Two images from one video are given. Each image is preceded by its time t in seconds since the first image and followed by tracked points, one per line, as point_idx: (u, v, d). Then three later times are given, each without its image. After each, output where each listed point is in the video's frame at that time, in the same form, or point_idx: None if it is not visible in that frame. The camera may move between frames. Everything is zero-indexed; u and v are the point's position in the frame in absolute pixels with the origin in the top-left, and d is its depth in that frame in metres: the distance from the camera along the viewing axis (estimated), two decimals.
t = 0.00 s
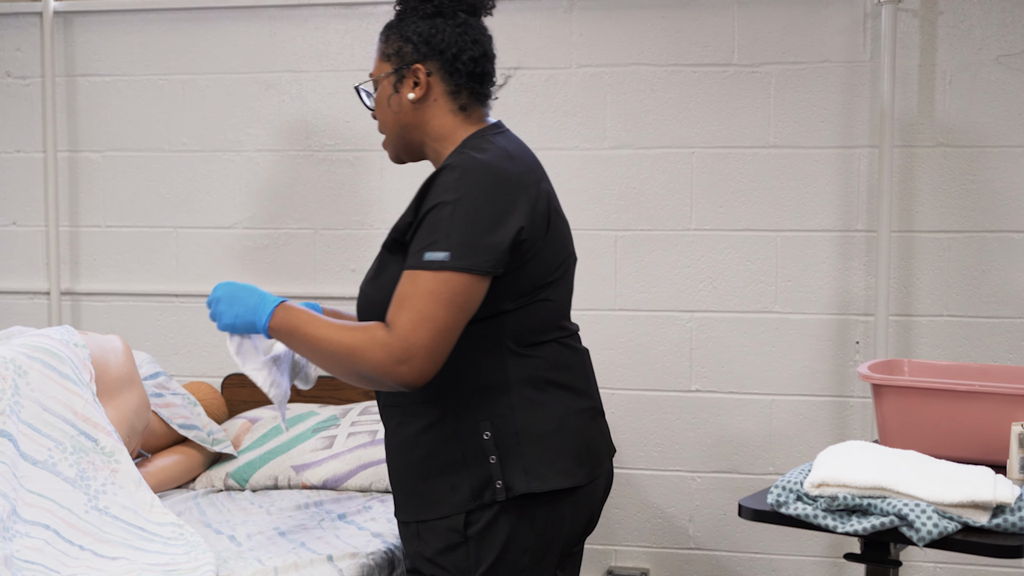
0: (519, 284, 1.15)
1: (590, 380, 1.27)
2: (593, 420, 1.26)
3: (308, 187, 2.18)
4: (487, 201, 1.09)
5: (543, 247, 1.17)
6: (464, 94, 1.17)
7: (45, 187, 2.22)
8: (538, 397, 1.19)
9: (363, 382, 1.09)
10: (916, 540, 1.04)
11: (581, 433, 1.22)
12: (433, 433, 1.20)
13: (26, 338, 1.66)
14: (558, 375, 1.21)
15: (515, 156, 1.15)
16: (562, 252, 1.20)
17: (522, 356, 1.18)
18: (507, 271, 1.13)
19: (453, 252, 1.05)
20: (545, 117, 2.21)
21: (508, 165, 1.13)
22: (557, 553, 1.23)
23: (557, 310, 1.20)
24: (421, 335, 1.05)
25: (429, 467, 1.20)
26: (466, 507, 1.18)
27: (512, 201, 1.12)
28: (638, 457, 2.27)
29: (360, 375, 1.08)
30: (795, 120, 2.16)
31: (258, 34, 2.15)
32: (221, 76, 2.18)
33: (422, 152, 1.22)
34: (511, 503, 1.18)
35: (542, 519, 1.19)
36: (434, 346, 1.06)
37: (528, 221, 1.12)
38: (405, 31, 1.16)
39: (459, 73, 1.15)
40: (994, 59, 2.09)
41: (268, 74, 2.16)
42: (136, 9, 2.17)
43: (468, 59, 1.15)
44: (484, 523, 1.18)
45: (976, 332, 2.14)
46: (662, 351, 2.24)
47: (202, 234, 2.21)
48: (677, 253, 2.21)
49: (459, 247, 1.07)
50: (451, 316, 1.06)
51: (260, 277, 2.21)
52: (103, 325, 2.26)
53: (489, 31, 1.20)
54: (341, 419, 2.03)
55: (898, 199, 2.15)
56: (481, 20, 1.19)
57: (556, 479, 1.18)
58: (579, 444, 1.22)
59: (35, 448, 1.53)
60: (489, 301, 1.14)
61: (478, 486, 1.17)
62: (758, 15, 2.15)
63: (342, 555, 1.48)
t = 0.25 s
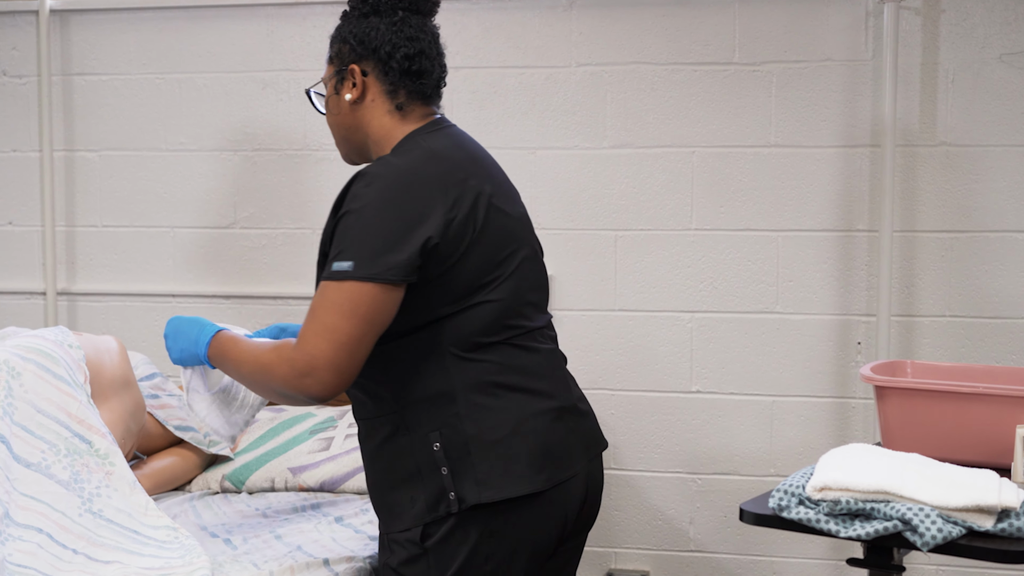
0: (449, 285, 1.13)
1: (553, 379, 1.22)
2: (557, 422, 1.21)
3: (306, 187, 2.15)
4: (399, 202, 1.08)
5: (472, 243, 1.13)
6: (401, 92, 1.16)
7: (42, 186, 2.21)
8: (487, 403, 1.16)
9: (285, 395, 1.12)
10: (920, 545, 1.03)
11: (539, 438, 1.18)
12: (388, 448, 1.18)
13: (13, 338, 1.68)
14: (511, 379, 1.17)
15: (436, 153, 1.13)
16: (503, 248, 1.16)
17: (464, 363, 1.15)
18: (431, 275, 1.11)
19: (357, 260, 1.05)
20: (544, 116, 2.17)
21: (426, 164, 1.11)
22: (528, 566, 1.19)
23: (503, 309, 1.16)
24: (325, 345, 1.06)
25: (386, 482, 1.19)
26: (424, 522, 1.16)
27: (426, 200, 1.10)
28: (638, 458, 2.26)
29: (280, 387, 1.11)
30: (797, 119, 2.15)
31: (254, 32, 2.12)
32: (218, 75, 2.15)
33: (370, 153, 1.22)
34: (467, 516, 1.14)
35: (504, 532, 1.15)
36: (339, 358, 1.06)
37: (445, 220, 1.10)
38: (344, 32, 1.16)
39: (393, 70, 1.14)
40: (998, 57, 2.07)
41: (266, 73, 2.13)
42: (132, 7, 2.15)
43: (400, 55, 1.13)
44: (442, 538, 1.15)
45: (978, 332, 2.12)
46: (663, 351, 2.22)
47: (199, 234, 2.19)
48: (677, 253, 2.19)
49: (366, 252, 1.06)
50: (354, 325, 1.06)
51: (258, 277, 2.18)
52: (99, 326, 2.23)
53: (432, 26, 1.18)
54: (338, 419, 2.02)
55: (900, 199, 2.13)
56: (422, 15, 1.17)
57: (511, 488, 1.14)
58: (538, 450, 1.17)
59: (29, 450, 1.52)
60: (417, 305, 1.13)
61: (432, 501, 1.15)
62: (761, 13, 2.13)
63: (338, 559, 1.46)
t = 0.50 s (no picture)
0: (406, 282, 1.16)
1: (524, 373, 1.24)
2: (527, 415, 1.22)
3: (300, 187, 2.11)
4: (346, 202, 1.12)
5: (428, 241, 1.16)
6: (365, 102, 1.21)
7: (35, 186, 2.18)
8: (453, 399, 1.18)
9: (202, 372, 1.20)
10: (919, 555, 1.01)
11: (508, 432, 1.20)
12: (362, 449, 1.22)
13: None
14: (476, 373, 1.19)
15: (390, 154, 1.17)
16: (463, 244, 1.19)
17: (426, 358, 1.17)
18: (383, 272, 1.15)
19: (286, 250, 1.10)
20: (541, 115, 2.14)
21: (376, 167, 1.15)
22: (507, 559, 1.21)
23: (466, 304, 1.18)
24: (237, 330, 1.12)
25: (363, 482, 1.22)
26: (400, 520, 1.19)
27: (374, 199, 1.14)
28: (635, 462, 2.23)
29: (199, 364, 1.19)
30: (795, 119, 2.13)
31: (248, 31, 2.10)
32: (212, 75, 2.13)
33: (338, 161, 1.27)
34: (440, 512, 1.17)
35: (477, 525, 1.18)
36: (249, 344, 1.12)
37: (394, 218, 1.14)
38: (314, 45, 1.22)
39: (357, 81, 1.20)
40: (998, 56, 2.05)
41: (260, 73, 2.11)
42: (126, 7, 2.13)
43: (362, 67, 1.19)
44: (419, 536, 1.18)
45: (979, 334, 2.10)
46: (660, 353, 2.20)
47: (192, 234, 2.17)
48: (675, 254, 2.18)
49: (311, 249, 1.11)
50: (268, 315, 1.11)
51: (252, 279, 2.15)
52: (92, 328, 2.21)
53: (397, 38, 1.23)
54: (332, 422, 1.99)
55: (900, 199, 2.11)
56: (387, 28, 1.22)
57: (480, 482, 1.16)
58: (507, 442, 1.19)
59: (15, 455, 1.49)
60: (376, 303, 1.16)
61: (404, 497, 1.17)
62: (759, 11, 2.12)
63: (328, 567, 1.47)
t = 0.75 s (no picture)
0: (386, 278, 1.27)
1: (505, 366, 1.32)
2: (508, 404, 1.30)
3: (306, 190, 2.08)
4: (326, 202, 1.25)
5: (407, 241, 1.27)
6: (362, 119, 1.33)
7: (38, 190, 2.16)
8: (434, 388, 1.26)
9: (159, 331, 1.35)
10: (930, 568, 0.99)
11: (488, 418, 1.27)
12: (351, 436, 1.30)
13: None
14: (455, 364, 1.28)
15: (372, 161, 1.29)
16: (439, 237, 1.29)
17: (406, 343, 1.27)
18: (364, 262, 1.27)
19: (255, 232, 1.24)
20: (548, 117, 2.11)
21: (355, 168, 1.28)
22: (492, 543, 1.27)
23: (444, 298, 1.27)
24: (197, 295, 1.28)
25: (354, 472, 1.30)
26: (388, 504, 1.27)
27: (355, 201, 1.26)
28: (643, 467, 2.21)
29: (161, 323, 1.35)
30: (804, 121, 2.11)
31: (252, 33, 2.08)
32: (217, 77, 2.10)
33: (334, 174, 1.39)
34: (424, 493, 1.25)
35: (460, 507, 1.25)
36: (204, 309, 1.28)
37: (371, 212, 1.26)
38: (315, 67, 1.34)
39: (354, 100, 1.32)
40: (1010, 58, 2.03)
41: (265, 75, 2.08)
42: (130, 9, 2.11)
43: (359, 88, 1.31)
44: (409, 518, 1.26)
45: (991, 339, 2.08)
46: (668, 358, 2.18)
47: (197, 239, 2.14)
48: (683, 258, 2.16)
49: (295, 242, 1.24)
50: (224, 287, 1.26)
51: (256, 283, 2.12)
52: (98, 332, 2.18)
53: (393, 60, 1.34)
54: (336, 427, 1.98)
55: (911, 202, 2.09)
56: (383, 51, 1.34)
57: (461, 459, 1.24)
58: (487, 428, 1.27)
59: (15, 462, 1.49)
60: (359, 297, 1.27)
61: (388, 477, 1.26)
62: (767, 13, 2.10)
63: None
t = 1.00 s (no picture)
0: (368, 272, 1.31)
1: (496, 351, 1.33)
2: (496, 386, 1.31)
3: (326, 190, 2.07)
4: (307, 206, 1.32)
5: (385, 234, 1.31)
6: (366, 139, 1.40)
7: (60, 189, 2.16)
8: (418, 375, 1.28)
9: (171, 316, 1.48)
10: None
11: (473, 401, 1.29)
12: (349, 427, 1.34)
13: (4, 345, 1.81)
14: (439, 349, 1.29)
15: (351, 167, 1.35)
16: (415, 226, 1.33)
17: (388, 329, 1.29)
18: (344, 253, 1.31)
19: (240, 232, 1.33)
20: (570, 116, 2.09)
21: (334, 171, 1.35)
22: (492, 527, 1.27)
23: (424, 287, 1.30)
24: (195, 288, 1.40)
25: (358, 468, 1.34)
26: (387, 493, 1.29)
27: (333, 203, 1.32)
28: (666, 470, 2.18)
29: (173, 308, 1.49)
30: (829, 119, 2.08)
31: (274, 31, 2.07)
32: (237, 76, 2.09)
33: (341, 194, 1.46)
34: (416, 478, 1.27)
35: (454, 490, 1.26)
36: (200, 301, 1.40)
37: (347, 207, 1.32)
38: (326, 91, 1.41)
39: (360, 122, 1.38)
40: None
41: (286, 74, 2.08)
42: (151, 8, 2.10)
43: (364, 110, 1.37)
44: (408, 505, 1.28)
45: (1020, 341, 2.04)
46: (691, 359, 2.16)
47: (218, 238, 2.13)
48: (706, 257, 2.13)
49: (280, 246, 1.32)
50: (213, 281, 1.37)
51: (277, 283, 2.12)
52: (119, 332, 2.18)
53: (398, 84, 1.41)
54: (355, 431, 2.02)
55: (938, 201, 2.05)
56: (390, 76, 1.40)
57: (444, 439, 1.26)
58: (474, 410, 1.28)
59: (30, 464, 1.51)
60: (344, 293, 1.32)
61: (379, 463, 1.29)
62: (792, 9, 2.07)
63: None
